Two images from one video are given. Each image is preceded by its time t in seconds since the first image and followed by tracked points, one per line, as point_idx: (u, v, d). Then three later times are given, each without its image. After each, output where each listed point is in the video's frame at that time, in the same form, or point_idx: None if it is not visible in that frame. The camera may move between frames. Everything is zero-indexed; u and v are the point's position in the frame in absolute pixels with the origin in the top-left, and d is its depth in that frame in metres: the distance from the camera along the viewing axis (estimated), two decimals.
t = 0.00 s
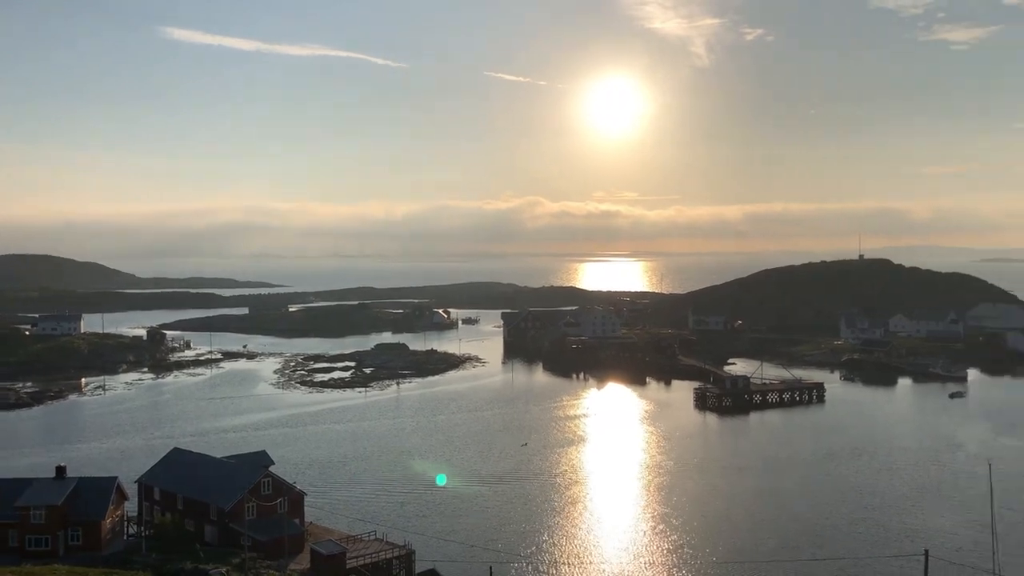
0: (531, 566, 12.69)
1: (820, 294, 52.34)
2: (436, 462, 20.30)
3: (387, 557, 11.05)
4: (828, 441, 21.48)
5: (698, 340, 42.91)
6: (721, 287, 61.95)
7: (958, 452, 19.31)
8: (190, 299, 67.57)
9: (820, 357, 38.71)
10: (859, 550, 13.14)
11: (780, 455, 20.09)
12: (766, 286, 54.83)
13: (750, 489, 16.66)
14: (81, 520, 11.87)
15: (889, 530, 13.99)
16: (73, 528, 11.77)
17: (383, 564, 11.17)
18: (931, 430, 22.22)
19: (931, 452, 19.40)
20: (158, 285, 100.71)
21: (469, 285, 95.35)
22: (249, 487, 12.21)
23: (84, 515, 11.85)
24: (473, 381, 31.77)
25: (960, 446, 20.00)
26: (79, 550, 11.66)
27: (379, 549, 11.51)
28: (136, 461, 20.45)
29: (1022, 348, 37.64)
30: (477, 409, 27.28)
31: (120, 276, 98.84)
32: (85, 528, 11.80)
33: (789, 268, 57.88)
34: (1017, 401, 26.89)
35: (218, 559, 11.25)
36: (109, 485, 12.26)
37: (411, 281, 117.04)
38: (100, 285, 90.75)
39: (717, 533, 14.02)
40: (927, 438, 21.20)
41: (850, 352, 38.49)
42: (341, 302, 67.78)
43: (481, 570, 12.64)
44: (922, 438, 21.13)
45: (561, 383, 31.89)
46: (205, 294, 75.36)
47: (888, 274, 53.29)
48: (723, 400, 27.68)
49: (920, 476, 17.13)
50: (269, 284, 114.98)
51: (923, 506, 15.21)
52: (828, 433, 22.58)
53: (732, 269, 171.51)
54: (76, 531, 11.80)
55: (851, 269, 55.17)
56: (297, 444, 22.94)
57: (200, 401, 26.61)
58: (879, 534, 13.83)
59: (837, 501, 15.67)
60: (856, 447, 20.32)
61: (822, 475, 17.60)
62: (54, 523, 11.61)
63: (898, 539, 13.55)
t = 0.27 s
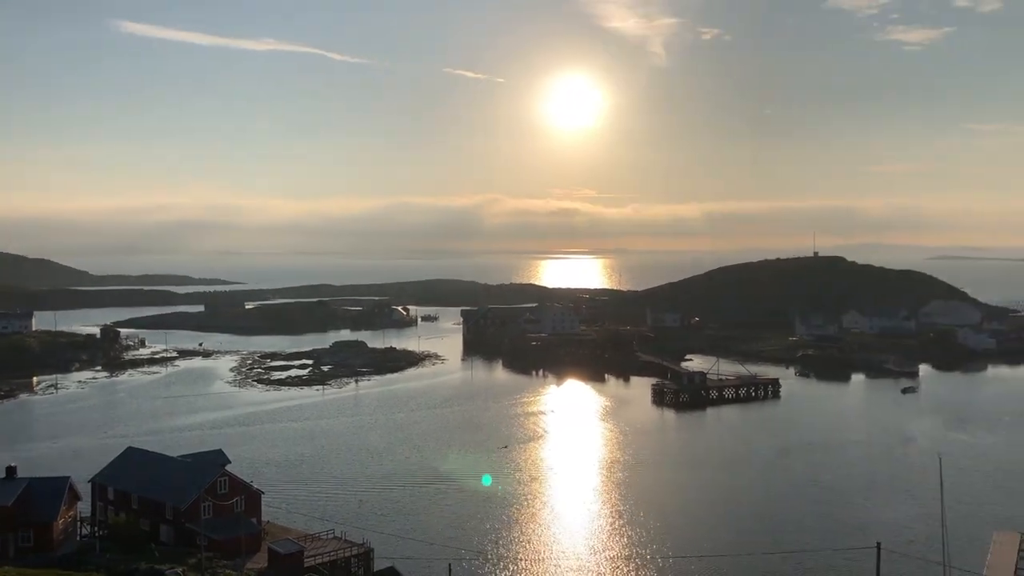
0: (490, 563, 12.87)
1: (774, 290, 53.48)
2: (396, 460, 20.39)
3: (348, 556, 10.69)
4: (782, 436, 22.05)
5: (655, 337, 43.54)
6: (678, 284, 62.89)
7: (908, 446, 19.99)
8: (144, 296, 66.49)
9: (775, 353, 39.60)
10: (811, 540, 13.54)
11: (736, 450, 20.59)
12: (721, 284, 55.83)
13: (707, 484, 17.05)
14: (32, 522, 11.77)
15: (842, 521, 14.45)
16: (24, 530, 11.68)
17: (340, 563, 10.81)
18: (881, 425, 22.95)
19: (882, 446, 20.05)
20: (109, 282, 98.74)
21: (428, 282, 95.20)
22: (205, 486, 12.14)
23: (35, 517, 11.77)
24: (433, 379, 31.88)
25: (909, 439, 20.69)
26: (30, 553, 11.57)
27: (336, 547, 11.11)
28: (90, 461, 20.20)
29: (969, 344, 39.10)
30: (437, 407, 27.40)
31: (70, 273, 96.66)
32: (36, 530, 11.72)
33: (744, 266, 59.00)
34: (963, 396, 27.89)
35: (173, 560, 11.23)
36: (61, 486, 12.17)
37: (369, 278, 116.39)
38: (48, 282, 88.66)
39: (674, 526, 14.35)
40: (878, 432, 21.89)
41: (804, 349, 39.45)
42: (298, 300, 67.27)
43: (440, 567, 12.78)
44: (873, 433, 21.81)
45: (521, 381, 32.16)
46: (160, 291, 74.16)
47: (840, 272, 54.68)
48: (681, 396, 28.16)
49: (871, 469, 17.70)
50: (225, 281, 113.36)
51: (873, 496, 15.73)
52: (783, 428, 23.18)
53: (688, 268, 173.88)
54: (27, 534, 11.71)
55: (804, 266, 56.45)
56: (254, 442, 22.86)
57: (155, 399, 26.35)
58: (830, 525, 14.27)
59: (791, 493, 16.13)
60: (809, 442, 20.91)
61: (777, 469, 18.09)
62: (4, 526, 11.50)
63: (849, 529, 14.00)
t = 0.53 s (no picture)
0: (453, 557, 13.03)
1: (735, 285, 54.38)
2: (359, 456, 20.46)
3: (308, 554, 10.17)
4: (743, 429, 22.53)
5: (618, 331, 44.06)
6: (641, 278, 63.65)
7: (867, 438, 20.54)
8: (102, 291, 65.48)
9: (736, 347, 40.35)
10: (771, 532, 13.89)
11: (699, 443, 21.01)
12: (684, 278, 56.63)
13: (670, 477, 17.40)
14: None
15: (802, 512, 14.84)
16: None
17: (304, 558, 10.24)
18: (842, 418, 23.54)
19: (842, 438, 20.58)
20: (65, 277, 96.88)
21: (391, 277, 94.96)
22: (165, 483, 12.05)
23: None
24: (396, 373, 31.96)
25: (868, 432, 21.24)
26: None
27: (298, 543, 10.50)
28: (48, 459, 19.98)
29: (926, 338, 40.24)
30: (400, 402, 27.50)
31: (24, 267, 94.65)
32: None
33: (706, 260, 59.89)
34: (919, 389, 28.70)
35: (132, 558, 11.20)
36: (16, 486, 12.10)
37: (332, 273, 115.69)
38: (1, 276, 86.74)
39: (634, 518, 14.67)
40: (838, 425, 22.45)
41: (765, 342, 40.24)
42: (259, 294, 66.71)
43: (404, 563, 12.92)
44: (833, 426, 22.37)
45: (485, 375, 32.37)
46: (117, 286, 73.06)
47: (800, 267, 55.79)
48: (643, 390, 28.60)
49: (832, 461, 18.17)
50: (184, 276, 111.82)
51: (834, 488, 16.16)
52: (745, 421, 23.68)
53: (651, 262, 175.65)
54: None
55: (765, 261, 57.47)
56: (216, 438, 22.77)
57: (113, 396, 26.08)
58: (788, 516, 14.64)
59: (752, 486, 16.51)
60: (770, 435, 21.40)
61: (739, 462, 18.50)
62: None
63: (807, 520, 14.40)
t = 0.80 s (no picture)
0: (422, 552, 13.23)
1: (704, 279, 55.10)
2: (327, 451, 20.56)
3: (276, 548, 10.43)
4: (711, 422, 22.98)
5: (587, 325, 44.50)
6: (609, 272, 64.20)
7: (833, 431, 21.04)
8: (64, 285, 64.55)
9: (704, 340, 40.98)
10: (738, 523, 14.22)
11: (667, 437, 21.41)
12: (652, 272, 57.23)
13: (639, 470, 17.72)
14: None
15: (769, 503, 15.21)
16: None
17: (271, 554, 10.46)
18: (808, 411, 24.09)
19: (808, 431, 21.07)
20: (25, 271, 95.12)
21: (359, 271, 94.59)
22: (131, 480, 11.85)
23: None
24: (364, 368, 32.05)
25: (834, 425, 21.77)
26: None
27: (267, 537, 10.72)
28: (12, 456, 19.80)
29: (891, 331, 41.22)
30: (369, 396, 27.61)
31: None
32: None
33: (675, 254, 60.55)
34: (883, 382, 29.41)
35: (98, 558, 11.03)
36: None
37: (299, 267, 114.96)
38: None
39: (601, 511, 14.97)
40: (805, 418, 22.98)
41: (732, 336, 40.92)
42: (225, 289, 66.11)
43: (374, 558, 13.10)
44: (799, 419, 22.88)
45: (455, 369, 32.58)
46: (80, 280, 72.01)
47: (767, 261, 56.72)
48: (612, 383, 29.03)
49: (798, 453, 18.62)
50: (148, 270, 110.32)
51: (800, 479, 16.59)
52: (712, 414, 24.14)
53: (620, 257, 176.68)
54: None
55: (733, 255, 58.26)
56: (183, 434, 22.69)
57: (76, 391, 25.84)
58: (754, 507, 15.01)
59: (720, 479, 16.86)
60: (737, 428, 21.87)
61: (707, 455, 18.90)
62: None
63: (774, 511, 14.77)
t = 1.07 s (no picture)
0: (392, 544, 13.49)
1: (674, 272, 55.76)
2: (298, 446, 20.70)
3: (247, 542, 10.67)
4: (681, 415, 23.45)
5: (558, 318, 44.91)
6: (581, 265, 64.72)
7: (801, 423, 21.56)
8: (30, 279, 63.86)
9: (675, 333, 41.56)
10: (707, 512, 14.58)
11: (638, 429, 21.84)
12: (624, 266, 57.82)
13: (610, 462, 18.09)
14: None
15: (737, 492, 15.61)
16: None
17: (241, 548, 10.70)
18: (776, 403, 24.64)
19: (776, 423, 21.59)
20: None
21: (332, 265, 94.45)
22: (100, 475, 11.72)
23: None
24: (335, 362, 32.20)
25: (802, 417, 22.30)
26: None
27: (238, 535, 10.99)
28: None
29: (858, 324, 42.11)
30: (340, 391, 27.75)
31: None
32: None
33: (646, 248, 61.19)
34: (850, 375, 30.10)
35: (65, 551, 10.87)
36: None
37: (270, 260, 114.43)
38: None
39: (569, 502, 15.32)
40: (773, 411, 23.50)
41: (702, 329, 41.56)
42: (194, 283, 65.65)
43: (345, 552, 13.28)
44: (768, 411, 23.41)
45: (427, 363, 32.81)
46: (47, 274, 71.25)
47: (737, 255, 57.55)
48: (584, 376, 29.45)
49: (765, 445, 19.08)
50: (116, 264, 109.11)
51: (767, 469, 17.02)
52: (682, 407, 24.62)
53: (592, 250, 178.01)
54: None
55: (702, 249, 58.99)
56: (152, 429, 22.75)
57: (43, 386, 25.74)
58: (722, 496, 15.41)
59: (690, 470, 17.25)
60: (707, 420, 22.35)
61: (677, 447, 19.33)
62: None
63: (741, 500, 15.15)
